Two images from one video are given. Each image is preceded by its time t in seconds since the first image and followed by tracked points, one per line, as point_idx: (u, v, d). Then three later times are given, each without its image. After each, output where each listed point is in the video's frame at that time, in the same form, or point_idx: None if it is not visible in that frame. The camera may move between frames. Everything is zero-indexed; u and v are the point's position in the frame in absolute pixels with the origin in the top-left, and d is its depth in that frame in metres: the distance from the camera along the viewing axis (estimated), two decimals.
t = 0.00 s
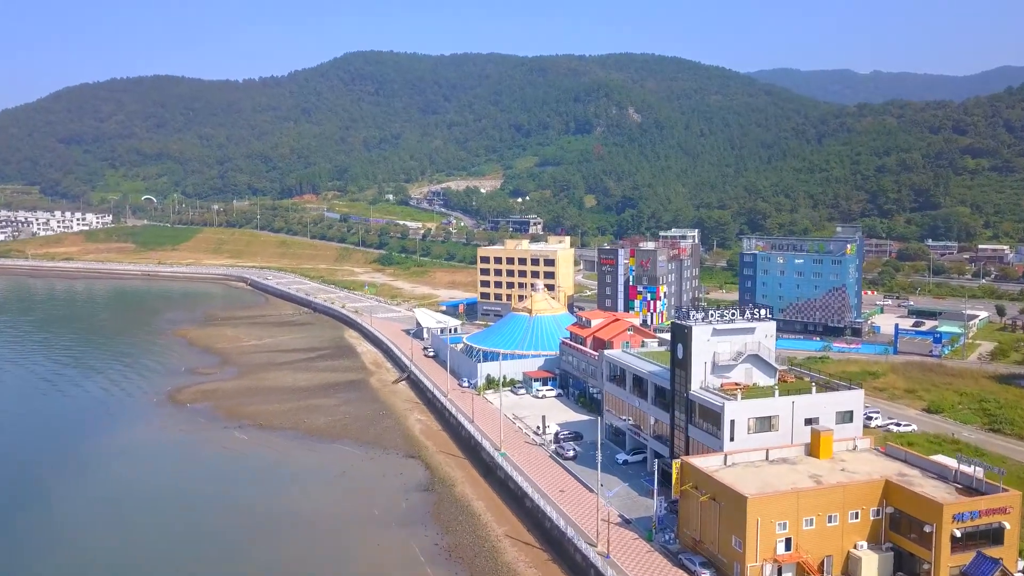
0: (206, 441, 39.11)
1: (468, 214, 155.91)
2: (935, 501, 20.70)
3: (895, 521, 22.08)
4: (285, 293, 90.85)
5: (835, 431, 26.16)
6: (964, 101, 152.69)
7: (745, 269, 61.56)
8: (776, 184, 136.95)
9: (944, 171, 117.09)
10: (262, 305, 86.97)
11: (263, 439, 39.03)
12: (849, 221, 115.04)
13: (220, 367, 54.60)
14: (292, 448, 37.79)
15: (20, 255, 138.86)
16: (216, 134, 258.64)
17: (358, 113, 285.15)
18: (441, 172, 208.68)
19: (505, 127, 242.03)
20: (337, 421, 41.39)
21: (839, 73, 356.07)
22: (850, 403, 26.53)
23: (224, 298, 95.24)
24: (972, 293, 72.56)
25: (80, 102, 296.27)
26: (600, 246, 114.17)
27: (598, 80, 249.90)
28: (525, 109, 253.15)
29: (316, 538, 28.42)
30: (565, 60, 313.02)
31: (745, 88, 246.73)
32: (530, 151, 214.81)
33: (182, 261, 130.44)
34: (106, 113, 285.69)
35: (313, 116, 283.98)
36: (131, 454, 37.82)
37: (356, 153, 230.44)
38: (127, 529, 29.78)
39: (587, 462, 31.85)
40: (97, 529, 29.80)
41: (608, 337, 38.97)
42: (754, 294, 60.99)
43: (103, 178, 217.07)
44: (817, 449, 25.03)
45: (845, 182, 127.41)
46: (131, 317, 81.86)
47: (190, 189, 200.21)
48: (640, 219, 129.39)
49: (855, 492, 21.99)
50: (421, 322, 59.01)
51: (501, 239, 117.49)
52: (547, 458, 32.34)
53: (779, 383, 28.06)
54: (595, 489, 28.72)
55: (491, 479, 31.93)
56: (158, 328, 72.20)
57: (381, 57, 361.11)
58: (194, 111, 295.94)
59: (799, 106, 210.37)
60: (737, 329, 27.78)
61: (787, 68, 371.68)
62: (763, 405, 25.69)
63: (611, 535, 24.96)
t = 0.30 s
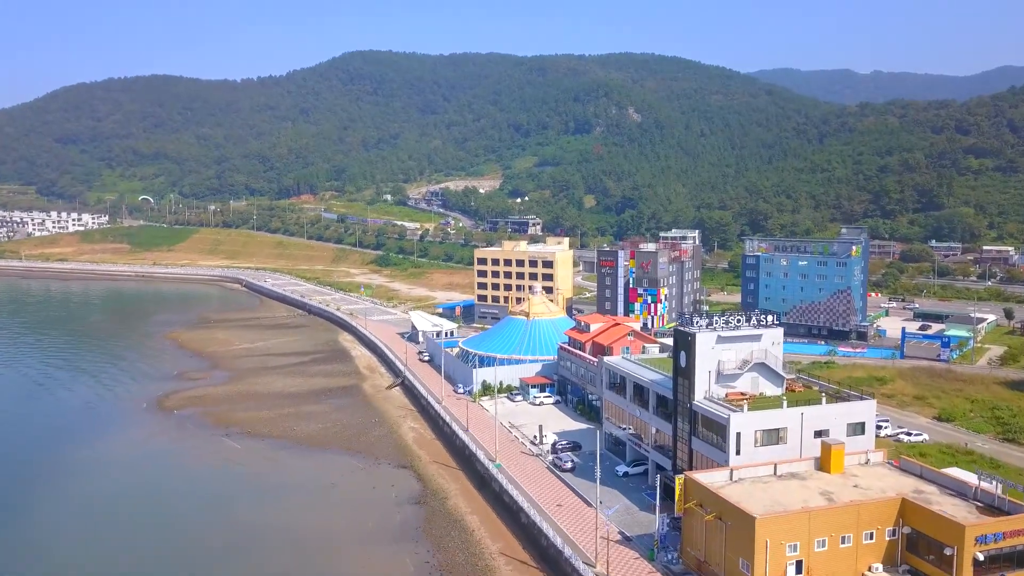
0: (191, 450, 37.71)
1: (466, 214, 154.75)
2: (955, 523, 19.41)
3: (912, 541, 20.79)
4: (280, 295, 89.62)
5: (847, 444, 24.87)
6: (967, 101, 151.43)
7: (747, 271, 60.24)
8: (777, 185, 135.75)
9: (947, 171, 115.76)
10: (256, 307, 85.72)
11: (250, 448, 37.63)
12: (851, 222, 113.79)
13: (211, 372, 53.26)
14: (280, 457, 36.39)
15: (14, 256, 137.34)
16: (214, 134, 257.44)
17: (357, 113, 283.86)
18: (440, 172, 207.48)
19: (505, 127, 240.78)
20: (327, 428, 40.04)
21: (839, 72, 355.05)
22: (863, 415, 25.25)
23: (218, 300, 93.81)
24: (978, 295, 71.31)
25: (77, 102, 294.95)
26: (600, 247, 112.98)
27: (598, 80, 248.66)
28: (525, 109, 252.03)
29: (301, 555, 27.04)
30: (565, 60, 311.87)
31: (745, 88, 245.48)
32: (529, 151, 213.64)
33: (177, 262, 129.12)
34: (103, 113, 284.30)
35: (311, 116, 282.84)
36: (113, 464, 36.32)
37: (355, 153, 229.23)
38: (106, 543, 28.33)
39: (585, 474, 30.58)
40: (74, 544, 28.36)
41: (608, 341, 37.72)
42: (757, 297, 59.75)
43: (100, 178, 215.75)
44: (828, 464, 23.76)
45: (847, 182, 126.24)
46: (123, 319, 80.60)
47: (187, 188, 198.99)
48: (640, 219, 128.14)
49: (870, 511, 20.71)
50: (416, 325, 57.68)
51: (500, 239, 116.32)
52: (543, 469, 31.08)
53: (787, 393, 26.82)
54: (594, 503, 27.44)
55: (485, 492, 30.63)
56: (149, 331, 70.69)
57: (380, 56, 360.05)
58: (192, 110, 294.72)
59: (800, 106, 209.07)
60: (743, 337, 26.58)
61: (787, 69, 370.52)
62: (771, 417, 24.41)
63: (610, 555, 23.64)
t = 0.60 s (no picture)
0: (176, 459, 36.39)
1: (465, 215, 153.50)
2: (980, 547, 18.13)
3: (932, 565, 19.48)
4: (275, 298, 88.34)
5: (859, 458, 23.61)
6: (969, 100, 150.10)
7: (750, 274, 58.94)
8: (779, 185, 134.54)
9: (951, 172, 114.41)
10: (251, 310, 84.42)
11: (237, 458, 36.28)
12: (853, 223, 112.43)
13: (201, 377, 51.87)
14: (267, 467, 35.03)
15: (8, 257, 135.74)
16: (212, 134, 256.18)
17: (355, 113, 282.65)
18: (438, 172, 206.43)
19: (504, 127, 239.53)
20: (317, 437, 38.75)
21: (839, 72, 354.18)
22: (875, 427, 24.02)
23: (213, 302, 92.40)
24: (984, 298, 70.05)
25: (75, 102, 293.61)
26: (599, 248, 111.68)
27: (598, 80, 247.46)
28: (524, 110, 250.93)
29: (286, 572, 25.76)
30: (564, 60, 310.72)
31: (746, 88, 244.27)
32: (529, 151, 212.38)
33: (173, 263, 127.75)
34: (101, 113, 283.06)
35: (310, 116, 281.66)
36: (94, 473, 34.89)
37: (353, 153, 227.97)
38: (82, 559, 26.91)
39: (584, 488, 29.30)
40: (49, 562, 26.85)
41: (608, 347, 36.45)
42: (760, 300, 58.49)
43: (97, 178, 214.34)
44: (840, 480, 22.45)
45: (849, 183, 124.97)
46: (114, 322, 79.20)
47: (185, 189, 197.67)
48: (640, 220, 126.89)
49: (886, 533, 19.41)
50: (411, 328, 56.36)
51: (498, 240, 115.00)
52: (540, 482, 29.78)
53: (795, 405, 25.59)
54: (593, 519, 26.18)
55: (479, 506, 29.34)
56: (140, 334, 69.30)
57: (378, 56, 359.07)
58: (190, 110, 293.44)
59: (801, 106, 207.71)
60: (749, 344, 25.33)
61: (787, 68, 369.52)
62: (780, 431, 23.13)
63: None
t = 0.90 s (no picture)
0: (161, 467, 35.12)
1: (464, 216, 152.43)
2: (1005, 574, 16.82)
3: None
4: (271, 300, 87.15)
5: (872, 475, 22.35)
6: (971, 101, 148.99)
7: (753, 277, 57.79)
8: (780, 186, 133.41)
9: (954, 172, 113.27)
10: (245, 312, 83.23)
11: (224, 467, 34.98)
12: (855, 225, 111.19)
13: (190, 382, 50.56)
14: (254, 477, 33.75)
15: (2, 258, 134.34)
16: (210, 135, 255.07)
17: (354, 114, 281.57)
18: (437, 173, 205.36)
19: (503, 128, 238.49)
20: (307, 446, 37.48)
21: (840, 72, 353.24)
22: (889, 440, 22.78)
23: (208, 305, 91.24)
24: (990, 301, 68.84)
25: (72, 102, 292.57)
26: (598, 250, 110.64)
27: (598, 81, 246.38)
28: (523, 110, 250.02)
29: None
30: (564, 60, 309.69)
31: (746, 88, 243.23)
32: (528, 152, 211.27)
33: (168, 265, 126.55)
34: (98, 113, 282.02)
35: (308, 117, 280.67)
36: (74, 482, 33.53)
37: (351, 154, 226.94)
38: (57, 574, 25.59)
39: (582, 502, 28.06)
40: None
41: (608, 353, 35.21)
42: (763, 303, 57.34)
43: (94, 179, 213.22)
44: (853, 498, 21.19)
45: (851, 184, 123.80)
46: (106, 323, 77.89)
47: (182, 189, 196.53)
48: (640, 221, 125.71)
49: (904, 557, 18.12)
50: (406, 332, 55.07)
51: (497, 242, 113.84)
52: (536, 496, 28.57)
53: (803, 417, 24.45)
54: (591, 535, 24.97)
55: (473, 520, 28.12)
56: (131, 337, 67.96)
57: (377, 56, 358.16)
58: (188, 111, 292.43)
59: (801, 107, 206.64)
60: (756, 353, 24.18)
61: (787, 69, 368.56)
62: (789, 445, 21.90)
63: None
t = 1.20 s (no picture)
0: (147, 475, 34.04)
1: (462, 216, 151.41)
2: None
3: None
4: (266, 301, 86.11)
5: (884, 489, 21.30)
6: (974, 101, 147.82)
7: (755, 279, 56.71)
8: (781, 186, 132.30)
9: (957, 172, 112.11)
10: (240, 314, 82.19)
11: (211, 475, 33.90)
12: (857, 226, 110.10)
13: (181, 386, 49.51)
14: (242, 485, 32.71)
15: None
16: (208, 134, 254.07)
17: (353, 113, 280.50)
18: (436, 173, 204.30)
19: (503, 127, 237.48)
20: (297, 453, 36.44)
21: (841, 72, 351.92)
22: (901, 453, 21.75)
23: (203, 306, 90.20)
24: (996, 304, 67.76)
25: (70, 102, 291.50)
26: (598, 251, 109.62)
27: (598, 81, 245.36)
28: (523, 110, 249.04)
29: None
30: (564, 60, 308.55)
31: (747, 88, 242.12)
32: (528, 152, 210.13)
33: (164, 265, 125.48)
34: (96, 113, 281.03)
35: (307, 116, 279.74)
36: (55, 489, 32.41)
37: (350, 154, 225.92)
38: None
39: (581, 515, 27.00)
40: None
41: (607, 358, 34.22)
42: (765, 306, 56.32)
43: (91, 178, 212.17)
44: (864, 514, 20.12)
45: (853, 184, 122.68)
46: (99, 324, 76.82)
47: (180, 188, 195.53)
48: (640, 222, 124.57)
49: None
50: (402, 334, 54.07)
51: (496, 242, 112.83)
52: (533, 508, 27.52)
53: (810, 428, 23.44)
54: (589, 550, 23.93)
55: (466, 533, 27.10)
56: (122, 339, 66.88)
57: (376, 56, 357.13)
58: (186, 110, 291.45)
59: (803, 107, 205.44)
60: (762, 361, 23.18)
61: (788, 70, 367.33)
62: (796, 458, 20.86)
63: None
